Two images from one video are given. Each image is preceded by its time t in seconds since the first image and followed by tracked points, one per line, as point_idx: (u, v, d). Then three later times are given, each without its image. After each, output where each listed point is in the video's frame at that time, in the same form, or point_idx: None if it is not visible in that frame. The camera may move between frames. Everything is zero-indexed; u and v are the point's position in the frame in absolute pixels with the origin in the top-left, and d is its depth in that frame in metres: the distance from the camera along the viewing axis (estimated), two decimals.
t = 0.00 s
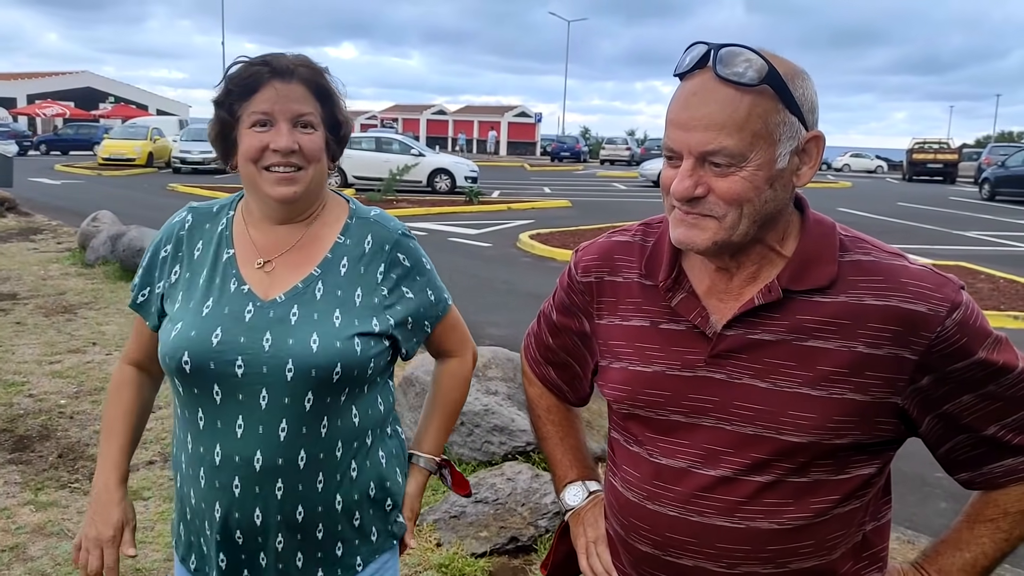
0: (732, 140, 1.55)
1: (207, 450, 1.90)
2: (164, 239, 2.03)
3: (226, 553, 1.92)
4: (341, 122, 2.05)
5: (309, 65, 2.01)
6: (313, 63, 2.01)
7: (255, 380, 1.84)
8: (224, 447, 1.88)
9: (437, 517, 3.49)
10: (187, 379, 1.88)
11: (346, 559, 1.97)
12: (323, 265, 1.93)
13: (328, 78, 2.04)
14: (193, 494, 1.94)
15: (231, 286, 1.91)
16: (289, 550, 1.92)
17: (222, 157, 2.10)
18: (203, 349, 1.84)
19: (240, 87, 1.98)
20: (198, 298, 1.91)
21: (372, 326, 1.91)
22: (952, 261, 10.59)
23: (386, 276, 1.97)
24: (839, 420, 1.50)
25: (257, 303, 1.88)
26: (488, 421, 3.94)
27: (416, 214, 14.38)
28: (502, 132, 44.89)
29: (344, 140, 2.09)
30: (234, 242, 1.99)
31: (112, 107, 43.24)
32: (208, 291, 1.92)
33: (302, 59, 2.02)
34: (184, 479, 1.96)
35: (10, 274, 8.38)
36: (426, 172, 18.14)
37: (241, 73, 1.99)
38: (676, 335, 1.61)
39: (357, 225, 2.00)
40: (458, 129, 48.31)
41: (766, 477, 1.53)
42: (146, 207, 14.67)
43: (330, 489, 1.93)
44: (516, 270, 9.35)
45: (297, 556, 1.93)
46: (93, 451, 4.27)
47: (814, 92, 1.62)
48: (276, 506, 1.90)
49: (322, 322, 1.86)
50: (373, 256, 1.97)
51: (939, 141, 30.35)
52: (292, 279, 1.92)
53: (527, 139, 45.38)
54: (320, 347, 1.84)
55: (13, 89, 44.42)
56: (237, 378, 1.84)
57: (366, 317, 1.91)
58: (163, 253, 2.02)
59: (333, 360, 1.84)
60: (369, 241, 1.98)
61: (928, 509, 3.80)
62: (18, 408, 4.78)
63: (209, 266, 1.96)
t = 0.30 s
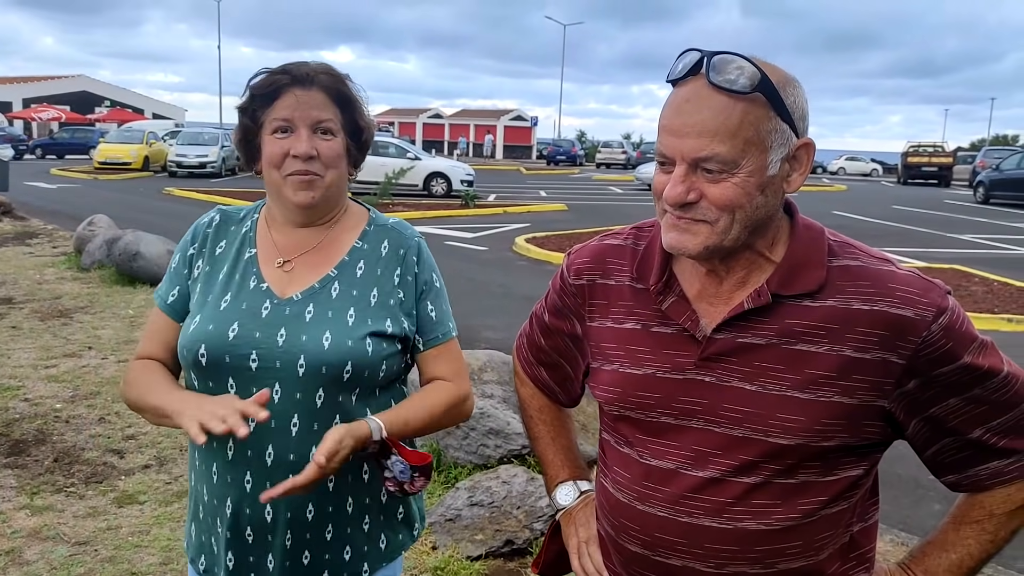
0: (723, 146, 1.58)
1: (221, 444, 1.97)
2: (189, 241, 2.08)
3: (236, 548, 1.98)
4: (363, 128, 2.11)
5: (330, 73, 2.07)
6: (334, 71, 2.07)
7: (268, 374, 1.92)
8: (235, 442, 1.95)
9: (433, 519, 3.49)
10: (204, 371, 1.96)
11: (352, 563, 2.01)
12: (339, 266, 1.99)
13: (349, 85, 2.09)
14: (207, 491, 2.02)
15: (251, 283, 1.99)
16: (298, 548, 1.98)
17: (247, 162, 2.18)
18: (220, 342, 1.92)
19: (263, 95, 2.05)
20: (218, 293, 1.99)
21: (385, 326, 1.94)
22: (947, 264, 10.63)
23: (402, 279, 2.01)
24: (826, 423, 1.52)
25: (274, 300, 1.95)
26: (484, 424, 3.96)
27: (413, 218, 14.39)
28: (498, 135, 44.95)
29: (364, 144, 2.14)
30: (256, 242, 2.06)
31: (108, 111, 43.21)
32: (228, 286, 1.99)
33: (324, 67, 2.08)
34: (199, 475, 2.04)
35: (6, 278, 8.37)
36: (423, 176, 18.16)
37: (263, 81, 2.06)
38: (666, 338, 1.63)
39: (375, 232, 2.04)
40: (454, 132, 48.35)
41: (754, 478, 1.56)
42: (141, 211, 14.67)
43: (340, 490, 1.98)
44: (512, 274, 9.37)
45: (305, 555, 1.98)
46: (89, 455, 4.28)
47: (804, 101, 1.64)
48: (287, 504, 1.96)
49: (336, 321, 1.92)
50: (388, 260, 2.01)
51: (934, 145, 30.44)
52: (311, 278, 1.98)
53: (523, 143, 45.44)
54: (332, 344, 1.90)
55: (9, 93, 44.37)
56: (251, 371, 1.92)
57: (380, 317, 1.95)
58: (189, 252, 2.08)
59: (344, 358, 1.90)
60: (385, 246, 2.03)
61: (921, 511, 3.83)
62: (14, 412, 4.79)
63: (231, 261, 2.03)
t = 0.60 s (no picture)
0: (767, 126, 1.63)
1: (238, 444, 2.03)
2: (216, 244, 2.15)
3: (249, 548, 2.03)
4: (397, 142, 2.16)
5: (369, 87, 2.11)
6: (374, 86, 2.11)
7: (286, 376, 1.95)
8: (251, 443, 2.00)
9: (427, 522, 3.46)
10: (222, 371, 2.01)
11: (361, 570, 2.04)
12: (362, 274, 2.03)
13: (387, 102, 2.14)
14: (222, 491, 2.07)
15: (274, 286, 2.03)
16: (310, 553, 2.01)
17: (277, 167, 2.20)
18: (238, 342, 1.97)
19: (302, 103, 2.09)
20: (239, 294, 2.04)
21: (404, 333, 1.98)
22: (939, 266, 10.68)
23: (422, 285, 2.04)
24: (816, 423, 1.53)
25: (296, 304, 2.00)
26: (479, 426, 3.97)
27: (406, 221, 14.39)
28: (491, 138, 44.98)
29: (396, 159, 2.19)
30: (281, 247, 2.11)
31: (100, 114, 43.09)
32: (250, 288, 2.04)
33: (362, 79, 2.12)
34: (215, 476, 2.09)
35: None
36: (416, 179, 18.17)
37: (304, 90, 2.10)
38: (657, 339, 1.65)
39: (399, 240, 2.09)
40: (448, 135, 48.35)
41: (745, 478, 1.57)
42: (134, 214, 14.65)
43: (354, 496, 2.02)
44: (506, 277, 9.38)
45: (316, 560, 2.01)
46: (82, 459, 4.28)
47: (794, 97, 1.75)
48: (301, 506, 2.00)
49: (355, 326, 1.96)
50: (409, 267, 2.05)
51: (926, 147, 30.58)
52: (336, 283, 2.03)
53: (516, 146, 45.48)
54: (349, 349, 1.93)
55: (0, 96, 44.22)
56: (267, 372, 1.96)
57: (398, 323, 1.98)
58: (216, 255, 2.14)
59: (360, 365, 1.94)
60: (407, 254, 2.07)
61: (915, 512, 3.85)
62: (7, 416, 4.78)
63: (255, 264, 2.08)
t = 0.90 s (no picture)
0: (753, 124, 1.64)
1: (247, 455, 2.04)
2: (223, 250, 2.15)
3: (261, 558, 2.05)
4: (414, 155, 2.19)
5: (395, 93, 2.15)
6: (400, 93, 2.16)
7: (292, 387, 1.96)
8: (261, 453, 2.02)
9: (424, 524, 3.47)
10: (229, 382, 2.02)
11: None
12: (369, 282, 2.05)
13: (409, 109, 2.18)
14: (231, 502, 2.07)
15: (279, 295, 2.04)
16: (323, 563, 2.03)
17: (293, 164, 2.21)
18: (245, 354, 1.98)
19: (328, 99, 2.11)
20: (245, 302, 2.05)
21: (411, 343, 1.99)
22: (934, 267, 10.71)
23: (429, 294, 2.06)
24: (810, 423, 1.54)
25: (302, 315, 2.00)
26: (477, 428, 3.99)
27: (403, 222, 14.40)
28: (488, 140, 45.01)
29: (412, 170, 2.21)
30: (288, 253, 2.11)
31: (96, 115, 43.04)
32: (256, 296, 2.05)
33: (391, 87, 2.16)
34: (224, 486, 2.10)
35: None
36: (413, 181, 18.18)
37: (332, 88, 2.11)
38: (652, 339, 1.66)
39: (406, 247, 2.11)
40: (445, 137, 48.36)
41: (740, 478, 1.58)
42: (130, 217, 14.63)
43: (365, 504, 2.04)
44: (502, 279, 9.39)
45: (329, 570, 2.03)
46: (79, 461, 4.28)
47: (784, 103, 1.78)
48: (313, 516, 2.02)
49: (361, 337, 1.97)
50: (417, 276, 2.07)
51: (922, 148, 30.66)
52: (342, 291, 2.04)
53: (513, 148, 45.52)
54: (356, 361, 1.95)
55: None
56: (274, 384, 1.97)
57: (406, 333, 2.00)
58: (222, 262, 2.14)
59: (367, 377, 1.95)
60: (415, 262, 2.09)
61: (911, 513, 3.86)
62: (4, 418, 4.78)
63: (262, 272, 2.09)
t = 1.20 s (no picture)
0: (739, 129, 1.64)
1: (251, 458, 2.03)
2: (217, 250, 2.13)
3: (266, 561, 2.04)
4: (416, 159, 2.21)
5: (401, 96, 2.16)
6: (405, 97, 2.16)
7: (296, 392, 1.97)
8: (265, 457, 2.01)
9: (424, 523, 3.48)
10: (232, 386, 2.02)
11: None
12: (369, 285, 2.05)
13: (413, 112, 2.19)
14: (234, 505, 2.07)
15: (279, 297, 2.04)
16: (331, 566, 2.03)
17: (294, 162, 2.21)
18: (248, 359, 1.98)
19: (332, 98, 2.11)
20: (245, 306, 2.04)
21: (413, 346, 2.01)
22: (934, 267, 10.73)
23: (429, 296, 2.07)
24: (806, 422, 1.55)
25: (303, 317, 2.00)
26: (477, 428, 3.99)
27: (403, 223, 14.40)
28: (488, 140, 45.03)
29: (413, 173, 2.22)
30: (287, 255, 2.11)
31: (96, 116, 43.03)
32: (256, 300, 2.05)
33: (396, 90, 2.16)
34: (226, 489, 2.09)
35: None
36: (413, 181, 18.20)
37: (338, 87, 2.12)
38: (649, 339, 1.66)
39: (405, 249, 2.12)
40: (445, 138, 48.38)
41: (737, 476, 1.58)
42: (130, 217, 14.64)
43: (370, 505, 2.04)
44: (502, 279, 9.40)
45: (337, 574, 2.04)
46: (80, 462, 4.28)
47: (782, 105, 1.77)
48: (318, 519, 2.02)
49: (364, 341, 1.98)
50: (416, 278, 2.08)
51: (921, 148, 30.68)
52: (342, 294, 2.04)
53: (512, 148, 45.53)
54: (360, 367, 1.96)
55: None
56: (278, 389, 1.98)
57: (408, 337, 2.01)
58: (217, 263, 2.12)
59: (372, 381, 1.96)
60: (414, 264, 2.09)
61: (911, 513, 3.86)
62: (4, 418, 4.78)
63: (260, 274, 2.08)
